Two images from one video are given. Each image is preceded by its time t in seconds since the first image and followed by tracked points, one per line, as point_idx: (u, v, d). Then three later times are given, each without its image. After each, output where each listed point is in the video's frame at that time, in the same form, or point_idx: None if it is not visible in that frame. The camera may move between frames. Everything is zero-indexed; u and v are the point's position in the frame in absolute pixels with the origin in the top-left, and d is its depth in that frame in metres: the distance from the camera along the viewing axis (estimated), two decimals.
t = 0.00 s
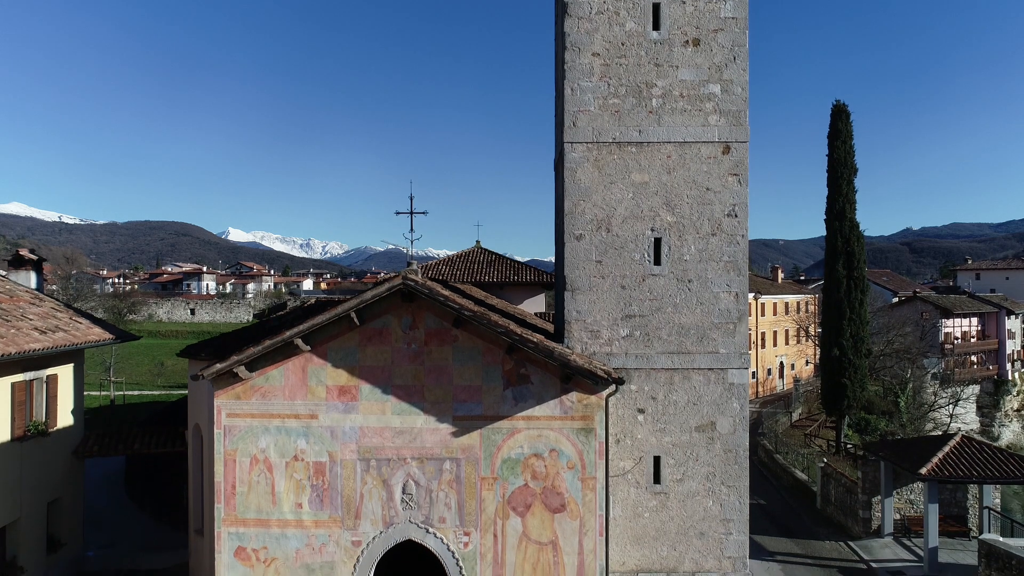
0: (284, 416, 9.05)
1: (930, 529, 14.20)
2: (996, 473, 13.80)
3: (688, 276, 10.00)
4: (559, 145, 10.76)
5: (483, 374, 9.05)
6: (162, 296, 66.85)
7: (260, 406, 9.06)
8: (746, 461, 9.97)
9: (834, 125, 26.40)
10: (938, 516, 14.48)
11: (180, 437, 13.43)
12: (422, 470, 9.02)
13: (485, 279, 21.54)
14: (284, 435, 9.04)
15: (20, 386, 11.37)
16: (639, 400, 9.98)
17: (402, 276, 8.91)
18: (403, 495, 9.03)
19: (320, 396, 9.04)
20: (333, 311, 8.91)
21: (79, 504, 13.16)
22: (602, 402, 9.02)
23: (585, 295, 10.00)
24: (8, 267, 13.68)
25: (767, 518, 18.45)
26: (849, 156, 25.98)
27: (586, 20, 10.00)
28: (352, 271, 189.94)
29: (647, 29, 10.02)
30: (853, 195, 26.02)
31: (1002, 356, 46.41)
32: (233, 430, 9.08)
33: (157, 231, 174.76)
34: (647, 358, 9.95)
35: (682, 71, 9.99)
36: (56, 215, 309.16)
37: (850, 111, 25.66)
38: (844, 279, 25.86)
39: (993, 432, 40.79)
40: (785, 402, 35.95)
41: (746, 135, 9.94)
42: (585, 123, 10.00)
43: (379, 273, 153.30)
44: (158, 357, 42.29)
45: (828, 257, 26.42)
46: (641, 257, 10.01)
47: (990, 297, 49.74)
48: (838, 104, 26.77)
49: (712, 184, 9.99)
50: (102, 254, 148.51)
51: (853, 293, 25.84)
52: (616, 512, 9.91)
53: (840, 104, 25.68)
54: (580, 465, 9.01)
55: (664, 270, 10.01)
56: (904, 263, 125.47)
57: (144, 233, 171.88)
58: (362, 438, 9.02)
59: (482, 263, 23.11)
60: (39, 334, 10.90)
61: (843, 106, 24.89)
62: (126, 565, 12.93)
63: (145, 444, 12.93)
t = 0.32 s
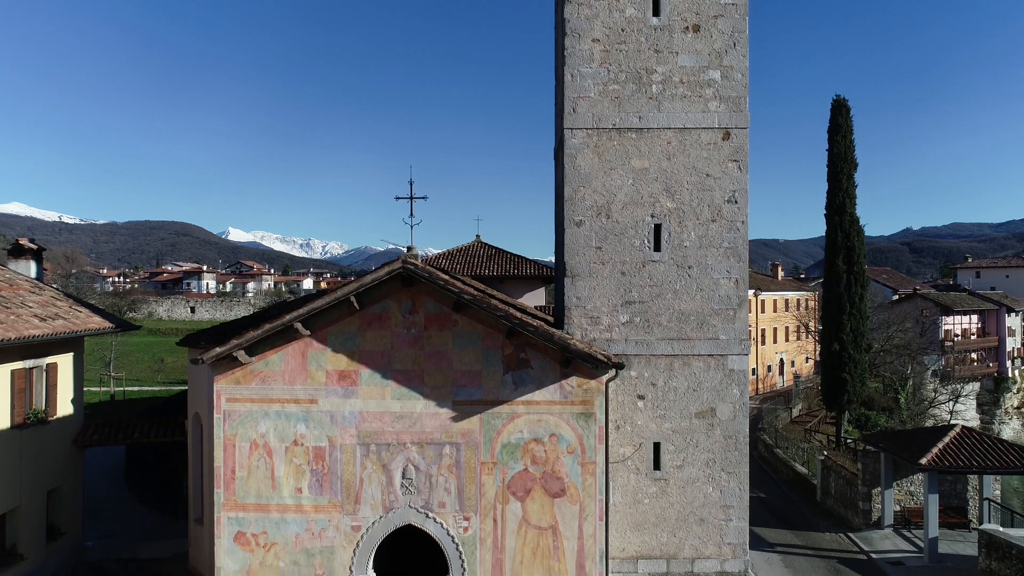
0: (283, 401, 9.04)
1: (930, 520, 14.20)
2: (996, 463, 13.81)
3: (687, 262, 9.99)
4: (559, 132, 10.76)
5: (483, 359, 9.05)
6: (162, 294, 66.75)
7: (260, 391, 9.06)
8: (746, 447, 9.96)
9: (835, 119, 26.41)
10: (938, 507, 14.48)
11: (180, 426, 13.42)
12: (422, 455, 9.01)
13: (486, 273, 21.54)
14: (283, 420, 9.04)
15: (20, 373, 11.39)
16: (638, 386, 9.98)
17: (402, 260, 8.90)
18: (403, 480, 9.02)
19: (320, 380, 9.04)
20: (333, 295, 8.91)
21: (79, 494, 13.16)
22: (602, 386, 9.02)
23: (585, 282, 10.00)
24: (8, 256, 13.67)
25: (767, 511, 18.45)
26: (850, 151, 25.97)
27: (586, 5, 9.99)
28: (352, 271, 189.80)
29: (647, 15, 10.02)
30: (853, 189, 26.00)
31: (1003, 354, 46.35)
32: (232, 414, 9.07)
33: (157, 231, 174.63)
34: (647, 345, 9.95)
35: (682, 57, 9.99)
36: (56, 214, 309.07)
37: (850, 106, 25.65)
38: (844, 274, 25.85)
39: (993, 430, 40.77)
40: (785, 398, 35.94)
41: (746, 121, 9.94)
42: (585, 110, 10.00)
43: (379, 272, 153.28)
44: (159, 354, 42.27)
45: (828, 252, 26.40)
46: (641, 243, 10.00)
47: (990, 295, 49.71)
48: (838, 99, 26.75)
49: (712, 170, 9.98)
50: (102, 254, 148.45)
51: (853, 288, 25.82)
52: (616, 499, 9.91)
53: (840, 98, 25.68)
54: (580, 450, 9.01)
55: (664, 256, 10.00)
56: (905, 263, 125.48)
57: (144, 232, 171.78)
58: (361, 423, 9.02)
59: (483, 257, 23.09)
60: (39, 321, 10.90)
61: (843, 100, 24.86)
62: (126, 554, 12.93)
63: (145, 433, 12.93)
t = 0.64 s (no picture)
0: (283, 386, 9.04)
1: (930, 511, 14.21)
2: (995, 453, 13.82)
3: (687, 249, 10.00)
4: (559, 119, 10.76)
5: (483, 344, 9.05)
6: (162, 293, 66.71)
7: (260, 376, 9.05)
8: (746, 434, 9.96)
9: (834, 115, 26.43)
10: (938, 498, 14.47)
11: (180, 415, 13.42)
12: (422, 440, 9.01)
13: (485, 267, 21.52)
14: (283, 405, 9.04)
15: (20, 361, 11.40)
16: (638, 373, 9.98)
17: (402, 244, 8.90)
18: (402, 465, 9.02)
19: (320, 365, 9.04)
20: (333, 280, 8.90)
21: (78, 484, 13.16)
22: (601, 371, 9.02)
23: (585, 269, 10.00)
24: (7, 246, 13.67)
25: (767, 503, 18.46)
26: (850, 146, 25.98)
27: None
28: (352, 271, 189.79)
29: (647, 2, 10.03)
30: (853, 184, 25.99)
31: (1003, 351, 46.24)
32: (232, 399, 9.07)
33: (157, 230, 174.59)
34: (647, 331, 9.95)
35: (681, 44, 9.99)
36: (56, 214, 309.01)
37: (850, 101, 25.66)
38: (844, 269, 25.84)
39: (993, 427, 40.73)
40: (785, 395, 35.93)
41: (745, 108, 9.94)
42: (585, 96, 9.99)
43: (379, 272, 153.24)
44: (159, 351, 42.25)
45: (828, 247, 26.39)
46: (641, 230, 10.00)
47: (990, 292, 49.69)
48: (838, 94, 26.75)
49: (711, 157, 9.98)
50: (102, 253, 148.42)
51: (853, 283, 25.82)
52: (615, 485, 9.91)
53: (840, 93, 25.69)
54: (579, 434, 9.01)
55: (663, 243, 10.00)
56: (905, 263, 125.47)
57: (144, 232, 171.70)
58: (361, 408, 9.02)
59: (482, 252, 23.07)
60: (39, 309, 10.92)
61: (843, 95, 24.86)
62: (126, 544, 12.94)
63: (145, 423, 12.94)
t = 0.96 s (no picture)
0: (283, 371, 9.04)
1: (930, 502, 14.21)
2: (995, 443, 13.84)
3: (687, 235, 10.00)
4: (559, 107, 10.77)
5: (483, 329, 9.05)
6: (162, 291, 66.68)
7: (260, 361, 9.05)
8: (746, 420, 9.95)
9: (834, 110, 26.44)
10: (938, 489, 14.46)
11: (179, 406, 13.42)
12: (422, 425, 9.01)
13: (485, 261, 21.51)
14: (283, 390, 9.04)
15: (20, 349, 11.41)
16: (638, 360, 9.98)
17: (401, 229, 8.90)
18: (402, 450, 9.02)
19: (319, 350, 9.04)
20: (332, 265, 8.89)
21: (78, 474, 13.16)
22: (601, 356, 9.03)
23: (584, 255, 9.99)
24: (7, 236, 13.68)
25: (767, 496, 18.48)
26: (849, 141, 26.00)
27: None
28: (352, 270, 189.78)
29: None
30: (853, 178, 25.99)
31: (1002, 348, 45.83)
32: (232, 384, 9.06)
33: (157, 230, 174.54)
34: (646, 318, 9.95)
35: (681, 31, 10.00)
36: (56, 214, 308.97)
37: (849, 96, 25.65)
38: (844, 264, 25.83)
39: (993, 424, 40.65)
40: (785, 391, 35.95)
41: (745, 94, 9.95)
42: (585, 83, 10.00)
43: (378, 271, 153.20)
44: (159, 348, 42.25)
45: (828, 242, 26.38)
46: (641, 216, 10.00)
47: (990, 290, 49.64)
48: (838, 89, 26.75)
49: (711, 143, 9.98)
50: (101, 253, 148.39)
51: (853, 278, 25.80)
52: (615, 472, 9.91)
53: (840, 88, 25.68)
54: (579, 420, 9.02)
55: (663, 229, 10.00)
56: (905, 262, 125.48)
57: (144, 232, 171.66)
58: (361, 393, 9.02)
59: (482, 246, 23.07)
60: (38, 296, 10.93)
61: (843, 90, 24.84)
62: (125, 534, 12.96)
63: (144, 413, 12.93)
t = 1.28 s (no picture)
0: (283, 356, 9.04)
1: (930, 492, 14.21)
2: (994, 434, 13.85)
3: (686, 222, 10.00)
4: (558, 95, 10.77)
5: (482, 314, 9.06)
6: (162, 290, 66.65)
7: (259, 347, 9.05)
8: (746, 408, 9.95)
9: (834, 105, 26.45)
10: (938, 480, 14.45)
11: (179, 396, 13.42)
12: (421, 411, 9.02)
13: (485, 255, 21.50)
14: (283, 376, 9.04)
15: (20, 337, 11.42)
16: (638, 347, 9.97)
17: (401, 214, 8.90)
18: (402, 436, 9.02)
19: (319, 336, 9.04)
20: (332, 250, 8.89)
21: (77, 464, 13.16)
22: (601, 341, 9.04)
23: (584, 242, 10.00)
24: (7, 226, 13.69)
25: (766, 489, 18.51)
26: (849, 136, 26.01)
27: None
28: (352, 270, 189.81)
29: None
30: (852, 174, 25.99)
31: (1002, 346, 45.84)
32: (232, 370, 9.06)
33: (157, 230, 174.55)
34: (646, 304, 9.95)
35: (680, 18, 10.00)
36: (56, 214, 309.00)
37: (849, 91, 25.65)
38: (844, 259, 25.83)
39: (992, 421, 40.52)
40: (784, 387, 35.96)
41: (744, 81, 9.95)
42: (585, 70, 10.00)
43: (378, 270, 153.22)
44: (159, 345, 42.27)
45: (828, 237, 26.39)
46: (640, 203, 10.01)
47: (990, 288, 49.63)
48: (838, 84, 26.74)
49: (711, 130, 9.98)
50: (101, 253, 148.39)
51: (853, 273, 25.79)
52: (615, 458, 9.92)
53: (840, 83, 25.67)
54: (579, 405, 9.02)
55: (662, 216, 10.00)
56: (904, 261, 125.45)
57: (144, 231, 171.70)
58: (361, 378, 9.02)
59: (482, 240, 23.09)
60: (37, 284, 10.95)
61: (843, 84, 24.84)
62: (125, 524, 12.96)
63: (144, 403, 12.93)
